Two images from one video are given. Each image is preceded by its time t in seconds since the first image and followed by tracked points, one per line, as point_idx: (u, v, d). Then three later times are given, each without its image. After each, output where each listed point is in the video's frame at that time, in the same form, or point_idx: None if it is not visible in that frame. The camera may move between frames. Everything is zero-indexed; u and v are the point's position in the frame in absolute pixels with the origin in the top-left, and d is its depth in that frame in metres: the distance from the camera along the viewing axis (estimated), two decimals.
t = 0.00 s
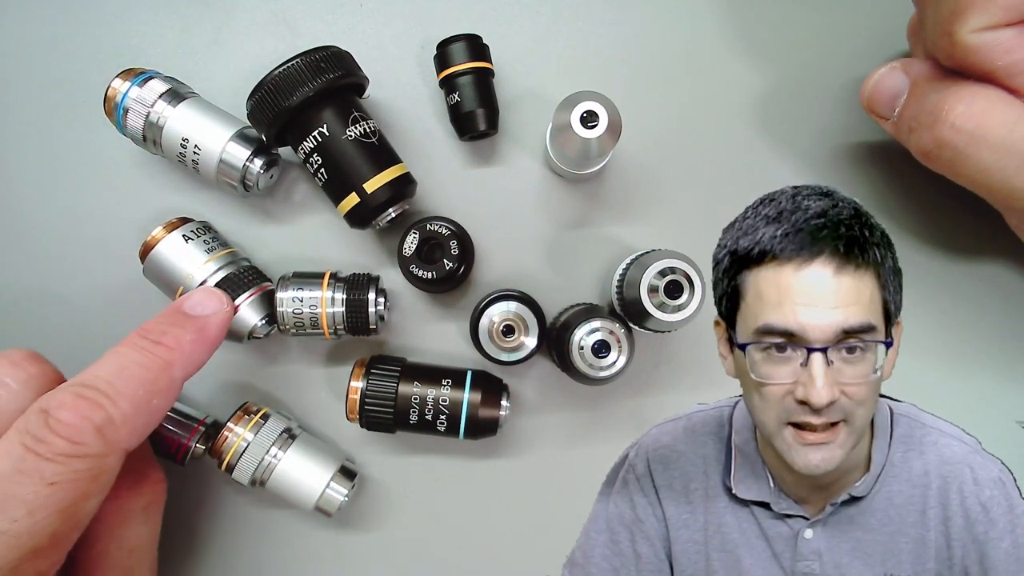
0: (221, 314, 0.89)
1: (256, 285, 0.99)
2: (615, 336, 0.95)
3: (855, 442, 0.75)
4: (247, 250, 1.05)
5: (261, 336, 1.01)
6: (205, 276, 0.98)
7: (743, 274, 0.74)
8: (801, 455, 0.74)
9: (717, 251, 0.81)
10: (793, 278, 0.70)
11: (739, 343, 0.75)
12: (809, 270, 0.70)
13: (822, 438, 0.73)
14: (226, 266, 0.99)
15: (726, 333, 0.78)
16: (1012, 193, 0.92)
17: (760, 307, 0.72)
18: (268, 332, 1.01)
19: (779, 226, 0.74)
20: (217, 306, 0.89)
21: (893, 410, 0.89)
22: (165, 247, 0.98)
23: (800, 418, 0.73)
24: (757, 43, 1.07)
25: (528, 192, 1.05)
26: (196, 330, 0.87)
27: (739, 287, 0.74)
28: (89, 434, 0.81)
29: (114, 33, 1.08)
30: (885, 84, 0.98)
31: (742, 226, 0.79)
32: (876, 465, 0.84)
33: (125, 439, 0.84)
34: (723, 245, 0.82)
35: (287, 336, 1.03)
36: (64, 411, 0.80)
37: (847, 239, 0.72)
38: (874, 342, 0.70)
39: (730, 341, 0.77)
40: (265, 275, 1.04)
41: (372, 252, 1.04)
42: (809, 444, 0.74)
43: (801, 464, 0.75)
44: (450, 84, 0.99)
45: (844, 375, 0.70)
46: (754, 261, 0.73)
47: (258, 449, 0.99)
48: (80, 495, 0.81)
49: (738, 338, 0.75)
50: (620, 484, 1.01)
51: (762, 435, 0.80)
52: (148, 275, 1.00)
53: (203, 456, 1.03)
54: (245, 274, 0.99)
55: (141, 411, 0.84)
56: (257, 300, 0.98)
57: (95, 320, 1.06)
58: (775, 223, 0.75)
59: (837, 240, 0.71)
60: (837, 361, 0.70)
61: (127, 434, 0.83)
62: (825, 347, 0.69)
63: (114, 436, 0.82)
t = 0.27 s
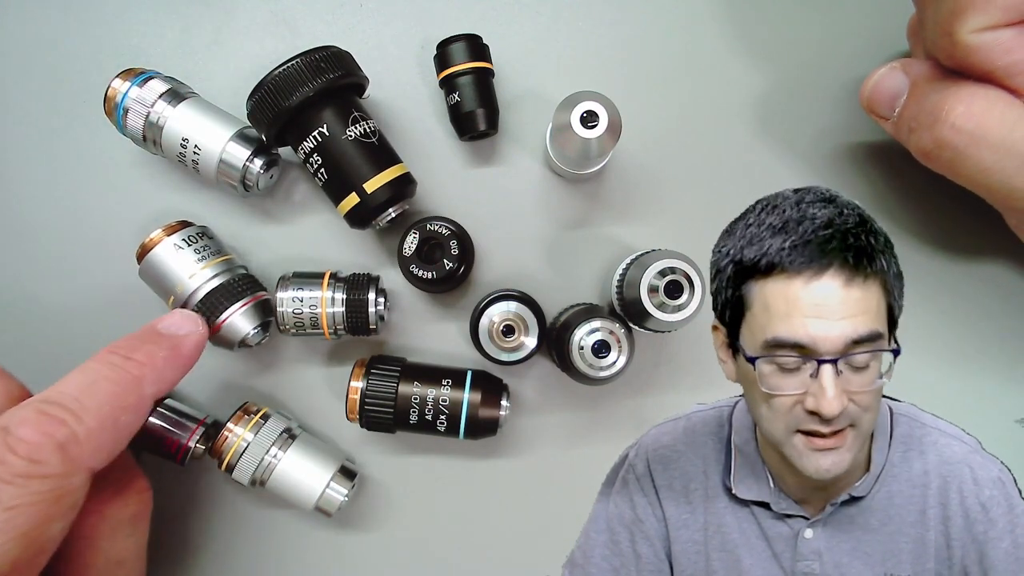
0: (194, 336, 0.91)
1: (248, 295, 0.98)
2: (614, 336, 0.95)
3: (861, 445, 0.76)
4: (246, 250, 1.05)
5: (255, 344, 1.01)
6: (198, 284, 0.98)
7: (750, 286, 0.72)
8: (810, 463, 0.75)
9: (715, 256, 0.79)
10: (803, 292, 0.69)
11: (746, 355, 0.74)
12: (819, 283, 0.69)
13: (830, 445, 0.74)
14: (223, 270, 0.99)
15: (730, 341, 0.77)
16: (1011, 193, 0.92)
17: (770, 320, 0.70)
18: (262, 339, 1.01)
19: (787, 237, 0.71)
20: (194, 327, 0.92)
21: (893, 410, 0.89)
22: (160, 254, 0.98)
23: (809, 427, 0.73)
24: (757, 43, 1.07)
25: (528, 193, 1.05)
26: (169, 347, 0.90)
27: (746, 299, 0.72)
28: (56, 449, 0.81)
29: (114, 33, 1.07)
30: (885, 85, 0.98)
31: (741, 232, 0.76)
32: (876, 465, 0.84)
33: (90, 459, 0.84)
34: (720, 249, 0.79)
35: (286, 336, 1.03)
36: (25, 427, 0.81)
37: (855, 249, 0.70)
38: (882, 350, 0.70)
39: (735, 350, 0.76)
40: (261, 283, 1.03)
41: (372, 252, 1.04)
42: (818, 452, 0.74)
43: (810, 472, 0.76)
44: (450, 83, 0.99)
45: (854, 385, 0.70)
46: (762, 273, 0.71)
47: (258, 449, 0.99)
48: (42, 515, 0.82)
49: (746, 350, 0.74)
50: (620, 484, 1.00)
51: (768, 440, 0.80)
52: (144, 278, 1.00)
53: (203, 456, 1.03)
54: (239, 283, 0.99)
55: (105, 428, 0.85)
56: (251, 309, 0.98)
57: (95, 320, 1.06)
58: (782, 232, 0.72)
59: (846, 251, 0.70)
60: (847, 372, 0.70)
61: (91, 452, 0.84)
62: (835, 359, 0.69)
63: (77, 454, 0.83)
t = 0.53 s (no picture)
0: (191, 334, 0.91)
1: (254, 290, 0.99)
2: (614, 336, 0.95)
3: (863, 447, 0.76)
4: (246, 250, 1.05)
5: (259, 340, 1.01)
6: (205, 278, 0.97)
7: (755, 292, 0.72)
8: (815, 466, 0.75)
9: (716, 261, 0.78)
10: (809, 298, 0.69)
11: (751, 362, 0.73)
12: (824, 289, 0.69)
13: (834, 449, 0.74)
14: (227, 268, 0.99)
15: (733, 347, 0.77)
16: (1012, 193, 0.92)
17: (776, 327, 0.70)
18: (265, 335, 1.02)
19: (792, 243, 0.71)
20: (191, 325, 0.91)
21: (893, 410, 0.89)
22: (167, 248, 0.98)
23: (815, 432, 0.73)
24: (757, 43, 1.06)
25: (528, 193, 1.05)
26: (167, 344, 0.89)
27: (751, 305, 0.72)
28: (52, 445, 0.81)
29: (114, 34, 1.08)
30: (885, 85, 0.98)
31: (743, 237, 0.75)
32: (876, 465, 0.84)
33: (87, 455, 0.84)
34: (721, 254, 0.78)
35: (286, 336, 1.03)
36: (21, 424, 0.81)
37: (860, 254, 0.70)
38: (886, 354, 0.70)
39: (738, 356, 0.76)
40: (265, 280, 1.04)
41: (372, 252, 1.05)
42: (822, 455, 0.74)
43: (816, 476, 0.76)
44: (450, 84, 0.99)
45: (859, 389, 0.70)
46: (767, 280, 0.71)
47: (258, 449, 0.99)
48: (39, 512, 0.82)
49: (750, 357, 0.73)
50: (619, 484, 1.00)
51: (771, 443, 0.80)
52: (149, 273, 1.00)
53: (203, 456, 1.03)
54: (244, 278, 0.99)
55: (102, 423, 0.85)
56: (256, 305, 0.98)
57: (95, 320, 1.06)
58: (786, 237, 0.72)
59: (851, 256, 0.69)
60: (852, 377, 0.70)
61: (87, 448, 0.84)
62: (841, 365, 0.69)
63: (73, 450, 0.83)
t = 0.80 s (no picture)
0: (184, 327, 0.92)
1: (254, 290, 0.99)
2: (614, 336, 0.95)
3: (863, 449, 0.76)
4: (246, 250, 1.05)
5: (259, 340, 1.01)
6: (204, 278, 0.97)
7: (755, 295, 0.72)
8: (814, 469, 0.75)
9: (716, 262, 0.78)
10: (810, 301, 0.69)
11: (751, 364, 0.74)
12: (825, 292, 0.69)
13: (834, 451, 0.74)
14: (226, 268, 0.99)
15: (733, 348, 0.77)
16: (1012, 193, 0.92)
17: (776, 329, 0.70)
18: (265, 335, 1.01)
19: (793, 245, 0.71)
20: (184, 318, 0.92)
21: (892, 410, 0.89)
22: (166, 249, 0.98)
23: (814, 434, 0.73)
24: (757, 43, 1.07)
25: (527, 192, 1.05)
26: (160, 337, 0.90)
27: (751, 307, 0.72)
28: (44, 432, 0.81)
29: (113, 33, 1.08)
30: (885, 85, 0.98)
31: (744, 238, 0.75)
32: (876, 465, 0.84)
33: (79, 443, 0.84)
34: (722, 255, 0.78)
35: (286, 336, 1.03)
36: (14, 411, 0.80)
37: (861, 256, 0.70)
38: (887, 357, 0.70)
39: (739, 358, 0.76)
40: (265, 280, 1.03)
41: (372, 252, 1.05)
42: (821, 458, 0.75)
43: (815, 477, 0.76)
44: (450, 83, 0.99)
45: (859, 392, 0.70)
46: (768, 282, 0.71)
47: (258, 449, 0.99)
48: (30, 499, 0.80)
49: (751, 359, 0.73)
50: (619, 484, 1.00)
51: (771, 445, 0.81)
52: (149, 274, 1.00)
53: (203, 456, 1.03)
54: (244, 278, 0.99)
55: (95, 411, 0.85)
56: (256, 305, 0.98)
57: (95, 320, 1.06)
58: (787, 239, 0.72)
59: (852, 259, 0.69)
60: (852, 379, 0.70)
61: (79, 435, 0.83)
62: (841, 368, 0.69)
63: (65, 437, 0.82)
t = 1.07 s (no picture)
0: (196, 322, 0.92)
1: (255, 289, 0.99)
2: (615, 336, 0.95)
3: (860, 450, 0.76)
4: (247, 250, 1.05)
5: (259, 339, 1.01)
6: (205, 278, 0.97)
7: (752, 295, 0.72)
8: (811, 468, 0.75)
9: (714, 262, 0.78)
10: (806, 301, 0.69)
11: (748, 364, 0.73)
12: (821, 292, 0.69)
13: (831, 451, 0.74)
14: (227, 267, 0.99)
15: (731, 349, 0.77)
16: (1012, 193, 0.92)
17: (772, 329, 0.70)
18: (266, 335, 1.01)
19: (789, 245, 0.71)
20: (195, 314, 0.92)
21: (891, 409, 0.89)
22: (167, 249, 0.98)
23: (811, 435, 0.73)
24: (757, 43, 1.06)
25: (527, 193, 1.05)
26: (170, 332, 0.90)
27: (748, 307, 0.72)
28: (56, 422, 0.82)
29: (113, 33, 1.08)
30: (885, 85, 0.98)
31: (741, 239, 0.75)
32: (875, 463, 0.84)
33: (90, 434, 0.84)
34: (719, 255, 0.78)
35: (286, 336, 1.03)
36: (29, 401, 0.81)
37: (857, 256, 0.70)
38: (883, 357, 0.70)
39: (736, 358, 0.76)
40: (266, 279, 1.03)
41: (372, 252, 1.05)
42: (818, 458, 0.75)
43: (811, 477, 0.77)
44: (450, 83, 0.99)
45: (856, 392, 0.70)
46: (764, 282, 0.71)
47: (258, 449, 0.99)
48: (42, 486, 0.82)
49: (747, 359, 0.73)
50: (618, 484, 1.00)
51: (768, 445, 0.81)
52: (150, 274, 1.00)
53: (203, 456, 1.03)
54: (245, 278, 0.99)
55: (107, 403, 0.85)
56: (256, 304, 0.98)
57: (96, 320, 1.06)
58: (783, 240, 0.72)
59: (848, 259, 0.69)
60: (849, 379, 0.70)
61: (91, 427, 0.84)
62: (837, 367, 0.69)
63: (77, 428, 0.83)
